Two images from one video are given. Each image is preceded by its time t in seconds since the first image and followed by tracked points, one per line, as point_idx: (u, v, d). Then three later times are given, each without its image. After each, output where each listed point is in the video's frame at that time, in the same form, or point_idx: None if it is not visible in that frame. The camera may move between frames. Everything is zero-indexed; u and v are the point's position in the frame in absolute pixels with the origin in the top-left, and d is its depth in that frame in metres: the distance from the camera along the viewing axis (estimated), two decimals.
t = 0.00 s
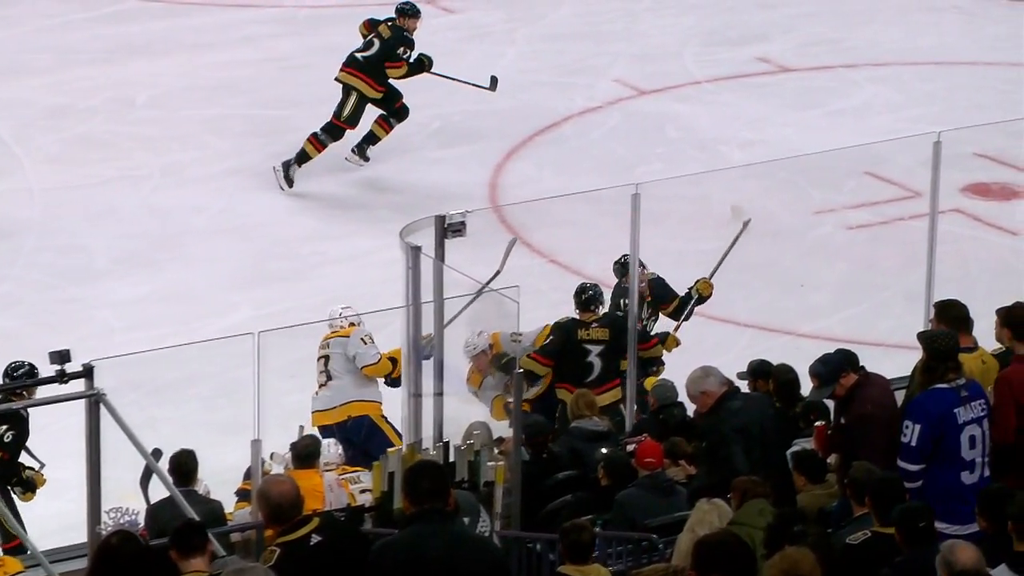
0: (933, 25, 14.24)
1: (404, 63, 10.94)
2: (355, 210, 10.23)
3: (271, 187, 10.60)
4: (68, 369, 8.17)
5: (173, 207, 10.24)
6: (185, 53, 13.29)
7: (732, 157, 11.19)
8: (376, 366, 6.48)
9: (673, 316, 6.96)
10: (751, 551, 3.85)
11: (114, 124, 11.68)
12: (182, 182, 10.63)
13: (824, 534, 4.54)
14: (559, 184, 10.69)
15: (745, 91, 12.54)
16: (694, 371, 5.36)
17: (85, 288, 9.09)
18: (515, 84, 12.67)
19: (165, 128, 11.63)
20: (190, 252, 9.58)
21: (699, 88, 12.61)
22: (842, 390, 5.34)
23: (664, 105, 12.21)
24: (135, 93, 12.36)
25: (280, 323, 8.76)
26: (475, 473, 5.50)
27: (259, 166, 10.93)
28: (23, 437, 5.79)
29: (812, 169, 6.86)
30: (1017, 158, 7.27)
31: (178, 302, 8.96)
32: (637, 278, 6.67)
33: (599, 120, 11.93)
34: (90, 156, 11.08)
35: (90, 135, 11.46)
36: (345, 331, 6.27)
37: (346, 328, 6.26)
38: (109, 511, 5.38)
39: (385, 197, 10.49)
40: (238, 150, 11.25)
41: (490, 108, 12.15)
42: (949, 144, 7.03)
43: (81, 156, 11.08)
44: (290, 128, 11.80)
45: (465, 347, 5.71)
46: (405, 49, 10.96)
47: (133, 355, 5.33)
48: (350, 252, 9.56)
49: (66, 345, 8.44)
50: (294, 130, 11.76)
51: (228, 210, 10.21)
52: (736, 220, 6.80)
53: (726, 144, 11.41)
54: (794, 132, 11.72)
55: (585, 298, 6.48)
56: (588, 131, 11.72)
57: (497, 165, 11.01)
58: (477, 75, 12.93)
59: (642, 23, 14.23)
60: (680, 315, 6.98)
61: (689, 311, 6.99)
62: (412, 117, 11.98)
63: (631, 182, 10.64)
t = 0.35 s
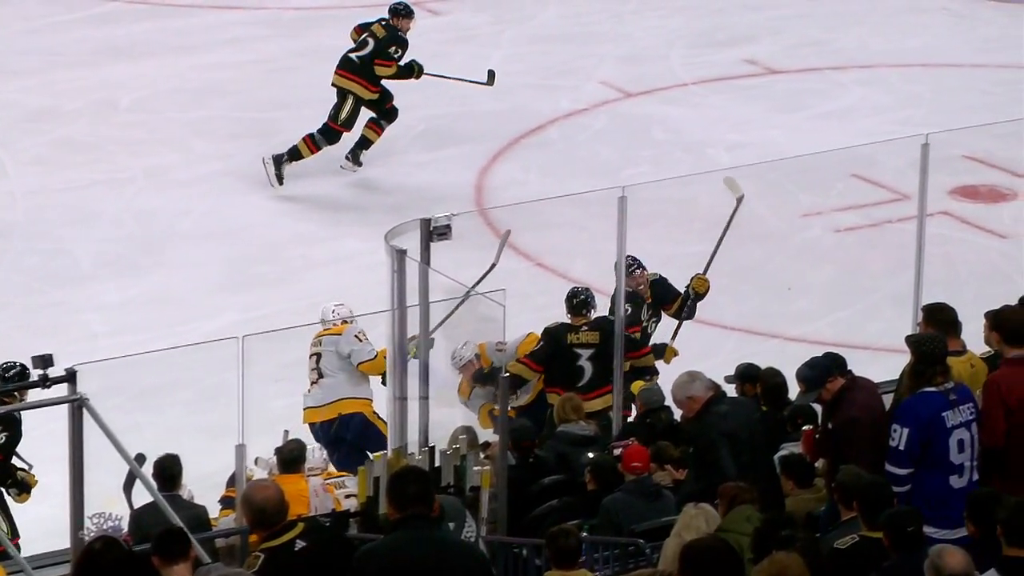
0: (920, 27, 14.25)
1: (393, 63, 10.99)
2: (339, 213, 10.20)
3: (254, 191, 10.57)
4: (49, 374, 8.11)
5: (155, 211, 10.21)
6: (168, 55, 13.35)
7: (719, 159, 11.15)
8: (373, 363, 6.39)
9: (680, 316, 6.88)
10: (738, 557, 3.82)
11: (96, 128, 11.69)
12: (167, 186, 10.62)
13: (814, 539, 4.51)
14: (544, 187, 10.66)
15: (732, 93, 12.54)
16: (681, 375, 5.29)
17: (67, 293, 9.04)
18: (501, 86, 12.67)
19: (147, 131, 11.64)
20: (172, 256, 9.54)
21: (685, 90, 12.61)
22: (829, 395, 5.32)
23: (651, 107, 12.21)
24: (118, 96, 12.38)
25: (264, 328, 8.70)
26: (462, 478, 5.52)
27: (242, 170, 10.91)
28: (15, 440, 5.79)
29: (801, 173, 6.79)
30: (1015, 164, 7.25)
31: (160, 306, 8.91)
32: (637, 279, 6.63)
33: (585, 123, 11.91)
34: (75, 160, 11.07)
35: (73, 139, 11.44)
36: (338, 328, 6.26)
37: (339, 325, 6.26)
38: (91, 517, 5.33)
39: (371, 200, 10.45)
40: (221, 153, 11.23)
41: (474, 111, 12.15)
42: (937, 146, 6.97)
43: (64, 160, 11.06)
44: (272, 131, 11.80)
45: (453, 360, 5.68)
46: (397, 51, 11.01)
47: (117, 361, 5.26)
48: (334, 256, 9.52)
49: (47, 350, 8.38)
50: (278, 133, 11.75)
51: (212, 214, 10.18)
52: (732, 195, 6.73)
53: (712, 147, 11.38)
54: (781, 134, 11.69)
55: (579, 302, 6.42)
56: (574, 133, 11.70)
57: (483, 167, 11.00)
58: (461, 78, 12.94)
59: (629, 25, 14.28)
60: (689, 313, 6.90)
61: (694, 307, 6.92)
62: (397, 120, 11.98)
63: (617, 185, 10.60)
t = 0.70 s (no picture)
0: (907, 29, 14.25)
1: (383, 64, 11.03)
2: (324, 216, 10.17)
3: (239, 195, 10.55)
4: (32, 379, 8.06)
5: (140, 214, 10.18)
6: (153, 57, 13.37)
7: (705, 162, 11.12)
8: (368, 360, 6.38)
9: (684, 317, 6.87)
10: (725, 561, 3.79)
11: (80, 131, 11.67)
12: (152, 190, 10.59)
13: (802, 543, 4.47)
14: (530, 190, 10.62)
15: (719, 96, 12.53)
16: (667, 379, 5.29)
17: (52, 296, 9.00)
18: (488, 89, 12.68)
19: (132, 134, 11.63)
20: (157, 259, 9.51)
21: (673, 92, 12.61)
22: (815, 399, 5.29)
23: (637, 109, 12.20)
24: (103, 98, 12.38)
25: (250, 332, 8.65)
26: (448, 482, 5.51)
27: (227, 173, 10.89)
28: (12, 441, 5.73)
29: (785, 175, 6.85)
30: (1002, 164, 7.21)
31: (144, 310, 8.86)
32: (637, 281, 6.55)
33: (571, 126, 11.89)
34: (59, 163, 11.05)
35: (58, 143, 11.42)
36: (333, 327, 6.22)
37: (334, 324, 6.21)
38: (75, 522, 5.28)
39: (356, 203, 10.41)
40: (206, 156, 11.21)
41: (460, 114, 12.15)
42: (925, 147, 6.99)
43: (48, 163, 11.03)
44: (257, 134, 11.78)
45: (441, 371, 5.78)
46: (389, 52, 11.04)
47: (102, 364, 5.18)
48: (320, 260, 9.48)
49: (30, 354, 8.33)
50: (263, 136, 11.74)
51: (197, 218, 10.15)
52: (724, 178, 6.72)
53: (699, 149, 11.35)
54: (769, 136, 11.67)
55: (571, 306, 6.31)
56: (560, 136, 11.69)
57: (469, 171, 10.98)
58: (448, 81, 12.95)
59: (615, 28, 14.31)
60: (691, 314, 6.90)
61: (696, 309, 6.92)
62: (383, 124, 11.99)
63: (603, 188, 10.56)
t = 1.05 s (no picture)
0: (890, 32, 14.27)
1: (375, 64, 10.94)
2: (309, 220, 10.17)
3: (224, 198, 10.55)
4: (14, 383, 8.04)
5: (123, 218, 10.17)
6: (136, 61, 13.41)
7: (690, 165, 11.11)
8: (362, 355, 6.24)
9: (688, 317, 6.82)
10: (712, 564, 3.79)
11: (63, 134, 11.68)
12: (136, 194, 10.58)
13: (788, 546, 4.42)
14: (515, 193, 10.61)
15: (703, 98, 12.55)
16: (649, 386, 5.28)
17: (36, 301, 8.97)
18: (472, 94, 12.71)
19: (115, 138, 11.64)
20: (140, 262, 9.50)
21: (657, 95, 12.62)
22: (802, 403, 5.29)
23: (621, 112, 12.22)
24: (86, 102, 12.39)
25: (234, 335, 8.62)
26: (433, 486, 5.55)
27: (212, 177, 10.89)
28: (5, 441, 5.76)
29: (772, 179, 6.77)
30: (988, 167, 7.18)
31: (129, 314, 8.84)
32: (636, 283, 6.68)
33: (556, 128, 11.90)
34: (42, 166, 11.04)
35: (42, 146, 11.42)
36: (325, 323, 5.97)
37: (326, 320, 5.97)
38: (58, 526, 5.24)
39: (341, 207, 10.41)
40: (190, 160, 11.21)
41: (443, 118, 12.17)
42: (912, 150, 6.94)
43: (32, 166, 11.02)
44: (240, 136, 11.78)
45: (431, 383, 5.72)
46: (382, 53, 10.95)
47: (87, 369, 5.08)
48: (304, 263, 9.47)
49: (13, 357, 8.31)
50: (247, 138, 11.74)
51: (180, 221, 10.14)
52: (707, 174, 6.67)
53: (684, 152, 11.35)
54: (754, 138, 11.67)
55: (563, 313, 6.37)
56: (545, 139, 11.69)
57: (453, 174, 10.98)
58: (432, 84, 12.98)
59: (598, 31, 14.36)
60: (690, 315, 6.82)
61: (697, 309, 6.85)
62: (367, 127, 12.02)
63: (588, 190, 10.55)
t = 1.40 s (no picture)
0: (875, 35, 14.30)
1: (367, 64, 10.95)
2: (293, 223, 10.16)
3: (208, 201, 10.55)
4: None
5: (106, 222, 10.17)
6: (117, 65, 13.42)
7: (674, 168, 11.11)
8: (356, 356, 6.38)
9: (688, 321, 6.86)
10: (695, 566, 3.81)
11: (46, 137, 11.69)
12: (120, 198, 10.58)
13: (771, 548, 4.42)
14: (499, 196, 10.61)
15: (687, 101, 12.55)
16: (634, 390, 5.19)
17: (18, 304, 8.97)
18: (456, 97, 12.71)
19: (98, 142, 11.65)
20: (122, 266, 9.50)
21: (642, 98, 12.63)
22: (784, 407, 5.26)
23: (605, 115, 12.23)
24: (68, 106, 12.40)
25: (217, 339, 8.61)
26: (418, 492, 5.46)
27: (195, 180, 10.89)
28: None
29: (757, 181, 6.80)
30: (973, 169, 7.24)
31: (112, 318, 8.83)
32: (639, 286, 6.68)
33: (540, 131, 11.90)
34: (26, 170, 11.04)
35: (25, 150, 11.42)
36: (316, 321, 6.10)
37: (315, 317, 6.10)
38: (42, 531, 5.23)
39: (325, 210, 10.41)
40: (173, 163, 11.21)
41: (428, 121, 12.18)
42: (895, 153, 6.99)
43: (16, 170, 11.02)
44: (223, 138, 11.79)
45: (421, 396, 5.72)
46: (376, 54, 10.96)
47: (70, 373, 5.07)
48: (289, 267, 9.46)
49: None
50: (230, 141, 11.74)
51: (163, 225, 10.14)
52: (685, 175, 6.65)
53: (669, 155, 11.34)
54: (738, 142, 11.68)
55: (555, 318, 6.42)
56: (529, 142, 11.69)
57: (437, 178, 10.99)
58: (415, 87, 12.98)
59: (581, 34, 14.38)
60: (690, 318, 6.87)
61: (696, 313, 6.89)
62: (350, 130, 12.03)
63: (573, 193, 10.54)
